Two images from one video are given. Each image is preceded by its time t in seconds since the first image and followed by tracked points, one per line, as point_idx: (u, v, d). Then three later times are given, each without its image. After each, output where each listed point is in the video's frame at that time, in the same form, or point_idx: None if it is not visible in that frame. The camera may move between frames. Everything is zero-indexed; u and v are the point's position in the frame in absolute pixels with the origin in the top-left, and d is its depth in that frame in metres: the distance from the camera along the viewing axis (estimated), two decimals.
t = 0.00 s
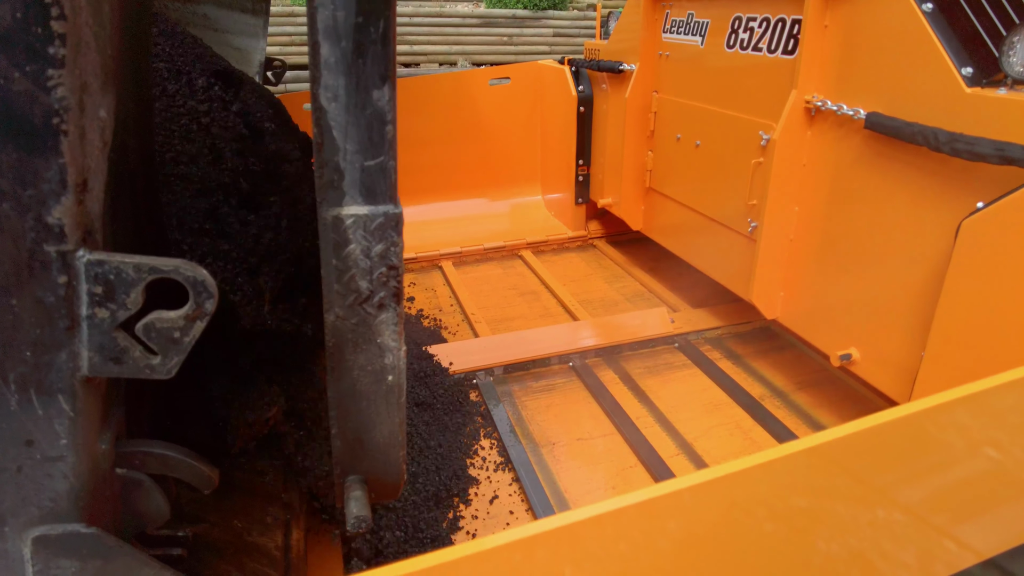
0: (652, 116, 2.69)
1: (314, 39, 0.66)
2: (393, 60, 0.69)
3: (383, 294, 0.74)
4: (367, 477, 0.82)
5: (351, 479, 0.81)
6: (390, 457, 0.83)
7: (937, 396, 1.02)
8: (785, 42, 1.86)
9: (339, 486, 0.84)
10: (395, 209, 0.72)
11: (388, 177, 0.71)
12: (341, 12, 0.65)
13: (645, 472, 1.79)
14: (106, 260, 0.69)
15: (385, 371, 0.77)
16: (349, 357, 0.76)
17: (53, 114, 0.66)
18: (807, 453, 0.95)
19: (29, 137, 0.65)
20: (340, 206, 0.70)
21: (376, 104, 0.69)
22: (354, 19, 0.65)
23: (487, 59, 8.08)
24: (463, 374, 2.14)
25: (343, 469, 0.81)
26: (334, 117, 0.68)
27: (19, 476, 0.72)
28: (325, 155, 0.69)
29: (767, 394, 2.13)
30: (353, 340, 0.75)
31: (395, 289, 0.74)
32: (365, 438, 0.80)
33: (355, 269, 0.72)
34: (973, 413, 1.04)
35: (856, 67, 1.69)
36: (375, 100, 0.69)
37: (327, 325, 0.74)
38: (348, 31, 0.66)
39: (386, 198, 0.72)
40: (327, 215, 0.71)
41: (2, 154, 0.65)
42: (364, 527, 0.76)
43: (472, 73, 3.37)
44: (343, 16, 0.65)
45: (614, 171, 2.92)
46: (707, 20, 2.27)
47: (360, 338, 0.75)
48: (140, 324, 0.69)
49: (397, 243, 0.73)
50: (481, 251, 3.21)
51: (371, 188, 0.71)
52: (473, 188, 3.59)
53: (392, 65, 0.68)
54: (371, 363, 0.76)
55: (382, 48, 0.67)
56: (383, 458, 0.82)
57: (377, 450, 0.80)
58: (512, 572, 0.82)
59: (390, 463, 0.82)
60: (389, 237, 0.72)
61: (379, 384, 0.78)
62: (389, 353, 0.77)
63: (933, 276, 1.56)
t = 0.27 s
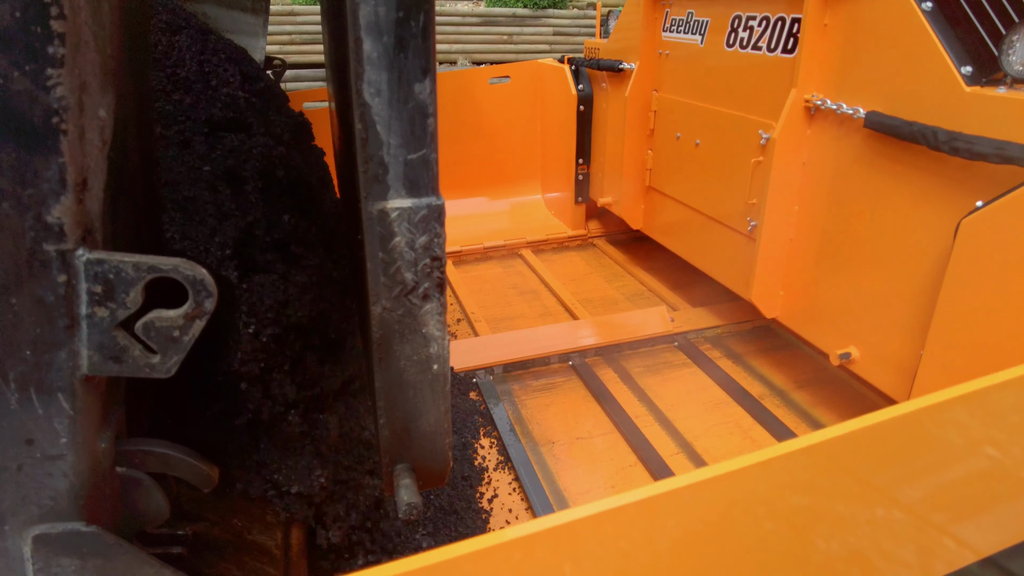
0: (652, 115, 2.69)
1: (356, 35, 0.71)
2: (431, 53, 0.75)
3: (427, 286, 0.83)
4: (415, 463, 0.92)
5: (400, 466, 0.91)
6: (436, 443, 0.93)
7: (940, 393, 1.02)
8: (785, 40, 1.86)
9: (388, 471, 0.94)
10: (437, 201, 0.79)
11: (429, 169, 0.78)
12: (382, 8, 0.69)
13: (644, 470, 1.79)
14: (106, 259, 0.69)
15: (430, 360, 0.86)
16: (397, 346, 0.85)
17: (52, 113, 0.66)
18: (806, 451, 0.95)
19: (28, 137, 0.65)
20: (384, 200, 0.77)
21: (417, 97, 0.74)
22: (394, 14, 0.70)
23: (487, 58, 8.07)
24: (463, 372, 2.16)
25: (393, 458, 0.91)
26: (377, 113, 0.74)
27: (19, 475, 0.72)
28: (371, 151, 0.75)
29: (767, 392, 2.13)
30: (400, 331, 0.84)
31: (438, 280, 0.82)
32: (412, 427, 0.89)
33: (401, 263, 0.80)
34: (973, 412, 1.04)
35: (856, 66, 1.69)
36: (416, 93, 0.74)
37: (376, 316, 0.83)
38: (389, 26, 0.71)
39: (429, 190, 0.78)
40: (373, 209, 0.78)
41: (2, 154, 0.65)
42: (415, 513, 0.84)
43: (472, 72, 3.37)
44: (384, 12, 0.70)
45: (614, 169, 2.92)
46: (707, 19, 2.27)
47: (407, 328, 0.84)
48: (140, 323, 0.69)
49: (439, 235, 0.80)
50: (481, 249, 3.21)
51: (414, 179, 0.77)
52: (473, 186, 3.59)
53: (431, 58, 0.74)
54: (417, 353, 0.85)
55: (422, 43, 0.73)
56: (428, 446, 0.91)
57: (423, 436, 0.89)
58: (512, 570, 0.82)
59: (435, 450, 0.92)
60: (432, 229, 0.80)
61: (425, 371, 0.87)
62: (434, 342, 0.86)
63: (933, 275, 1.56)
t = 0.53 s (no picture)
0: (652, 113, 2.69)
1: (354, 33, 0.71)
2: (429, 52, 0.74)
3: (424, 284, 0.81)
4: (411, 463, 0.90)
5: (396, 466, 0.90)
6: (433, 444, 0.91)
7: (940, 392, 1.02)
8: (785, 38, 1.86)
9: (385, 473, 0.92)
10: (435, 200, 0.78)
11: (427, 168, 0.77)
12: (380, 6, 0.69)
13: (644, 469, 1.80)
14: (104, 258, 0.69)
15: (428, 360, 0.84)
16: (394, 346, 0.83)
17: (49, 111, 0.66)
18: (806, 450, 0.95)
19: (26, 136, 0.65)
20: (382, 199, 0.76)
21: (415, 95, 0.74)
22: (392, 12, 0.70)
23: (488, 57, 8.07)
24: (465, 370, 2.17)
25: (389, 460, 0.89)
26: (375, 111, 0.73)
27: (17, 474, 0.72)
28: (369, 149, 0.74)
29: (766, 391, 2.13)
30: (397, 330, 0.82)
31: (435, 279, 0.81)
32: (409, 427, 0.88)
33: (398, 261, 0.78)
34: (973, 411, 1.04)
35: (856, 64, 1.68)
36: (414, 91, 0.74)
37: (373, 315, 0.81)
38: (387, 24, 0.70)
39: (427, 188, 0.77)
40: (370, 208, 0.77)
41: None
42: (411, 512, 0.83)
43: (472, 71, 3.37)
44: (382, 10, 0.70)
45: (614, 168, 2.92)
46: (707, 17, 2.26)
47: (404, 327, 0.82)
48: (138, 321, 0.69)
49: (437, 233, 0.79)
50: (481, 248, 3.21)
51: (411, 178, 0.76)
52: (473, 185, 3.60)
53: (429, 56, 0.73)
54: (414, 352, 0.84)
55: (420, 40, 0.72)
56: (425, 447, 0.90)
57: (420, 437, 0.88)
58: (512, 569, 0.82)
59: (432, 450, 0.91)
60: (430, 227, 0.78)
61: (422, 370, 0.85)
62: (431, 342, 0.84)
63: (933, 274, 1.56)
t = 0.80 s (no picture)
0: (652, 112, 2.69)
1: (339, 33, 0.73)
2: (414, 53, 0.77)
3: (408, 287, 0.83)
4: (395, 465, 0.92)
5: (379, 468, 0.92)
6: (417, 447, 0.93)
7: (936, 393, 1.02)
8: (785, 37, 1.86)
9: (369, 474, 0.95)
10: (419, 202, 0.81)
11: (411, 169, 0.79)
12: (364, 7, 0.72)
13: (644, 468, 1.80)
14: (105, 256, 0.69)
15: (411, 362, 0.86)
16: (377, 347, 0.85)
17: (51, 110, 0.66)
18: (806, 449, 0.95)
19: (27, 134, 0.65)
20: (366, 199, 0.79)
21: (399, 97, 0.76)
22: (376, 14, 0.72)
23: (487, 56, 8.07)
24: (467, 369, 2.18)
25: (371, 460, 0.91)
26: (359, 111, 0.76)
27: (19, 472, 0.72)
28: (352, 149, 0.77)
29: (766, 390, 2.13)
30: (380, 332, 0.85)
31: (419, 281, 0.83)
32: (392, 428, 0.90)
33: (382, 263, 0.81)
34: (973, 409, 1.04)
35: (856, 63, 1.68)
36: (399, 93, 0.76)
37: (357, 317, 0.84)
38: (371, 26, 0.73)
39: (411, 190, 0.80)
40: (354, 209, 0.80)
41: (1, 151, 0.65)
42: (393, 515, 0.86)
43: (472, 70, 3.37)
44: (366, 11, 0.72)
45: (614, 167, 2.92)
46: (707, 16, 2.26)
47: (387, 329, 0.85)
48: (139, 320, 0.69)
49: (420, 235, 0.82)
50: (481, 247, 3.21)
51: (395, 179, 0.79)
52: (473, 184, 3.60)
53: (413, 58, 0.75)
54: (397, 354, 0.86)
55: (404, 42, 0.74)
56: (408, 449, 0.92)
57: (403, 438, 0.90)
58: (512, 568, 0.82)
59: (416, 452, 0.93)
60: (414, 229, 0.81)
61: (405, 373, 0.88)
62: (414, 344, 0.87)
63: (933, 272, 1.56)
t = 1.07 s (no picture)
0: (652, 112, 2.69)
1: (369, 29, 0.73)
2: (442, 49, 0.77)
3: (440, 279, 0.84)
4: (431, 455, 0.93)
5: (416, 459, 0.92)
6: (452, 438, 0.94)
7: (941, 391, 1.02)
8: (785, 37, 1.86)
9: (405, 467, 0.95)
10: (449, 194, 0.81)
11: (442, 163, 0.80)
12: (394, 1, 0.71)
13: (644, 467, 1.80)
14: (105, 256, 0.69)
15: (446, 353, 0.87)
16: (412, 339, 0.86)
17: (51, 109, 0.66)
18: (805, 447, 0.95)
19: (28, 134, 0.65)
20: (397, 193, 0.79)
21: (429, 91, 0.76)
22: (406, 8, 0.72)
23: (487, 55, 8.08)
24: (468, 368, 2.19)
25: (409, 451, 0.92)
26: (390, 107, 0.76)
27: (20, 470, 0.72)
28: (384, 145, 0.77)
29: (766, 389, 2.13)
30: (415, 324, 0.85)
31: (451, 273, 0.84)
32: (429, 420, 0.91)
33: (415, 256, 0.81)
34: (973, 408, 1.04)
35: (856, 62, 1.68)
36: (428, 87, 0.76)
37: (391, 310, 0.84)
38: (400, 21, 0.73)
39: (442, 183, 0.80)
40: (386, 203, 0.79)
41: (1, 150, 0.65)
42: (433, 503, 0.86)
43: (472, 69, 3.38)
44: (395, 6, 0.72)
45: (614, 166, 2.92)
46: (706, 15, 2.27)
47: (421, 321, 0.85)
48: (140, 319, 0.70)
49: (452, 227, 0.82)
50: (481, 247, 3.21)
51: (426, 172, 0.79)
52: (473, 183, 3.60)
53: (442, 52, 0.76)
54: (431, 346, 0.86)
55: (433, 36, 0.75)
56: (444, 440, 0.93)
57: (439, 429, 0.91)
58: (513, 566, 0.82)
59: (451, 442, 0.94)
60: (445, 222, 0.81)
61: (440, 364, 0.88)
62: (449, 336, 0.87)
63: (932, 272, 1.56)
